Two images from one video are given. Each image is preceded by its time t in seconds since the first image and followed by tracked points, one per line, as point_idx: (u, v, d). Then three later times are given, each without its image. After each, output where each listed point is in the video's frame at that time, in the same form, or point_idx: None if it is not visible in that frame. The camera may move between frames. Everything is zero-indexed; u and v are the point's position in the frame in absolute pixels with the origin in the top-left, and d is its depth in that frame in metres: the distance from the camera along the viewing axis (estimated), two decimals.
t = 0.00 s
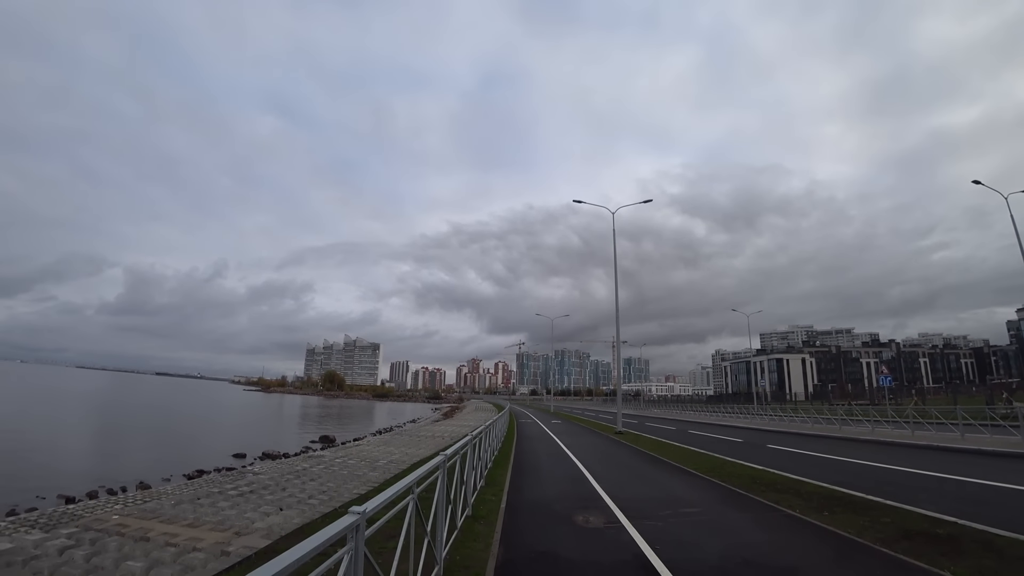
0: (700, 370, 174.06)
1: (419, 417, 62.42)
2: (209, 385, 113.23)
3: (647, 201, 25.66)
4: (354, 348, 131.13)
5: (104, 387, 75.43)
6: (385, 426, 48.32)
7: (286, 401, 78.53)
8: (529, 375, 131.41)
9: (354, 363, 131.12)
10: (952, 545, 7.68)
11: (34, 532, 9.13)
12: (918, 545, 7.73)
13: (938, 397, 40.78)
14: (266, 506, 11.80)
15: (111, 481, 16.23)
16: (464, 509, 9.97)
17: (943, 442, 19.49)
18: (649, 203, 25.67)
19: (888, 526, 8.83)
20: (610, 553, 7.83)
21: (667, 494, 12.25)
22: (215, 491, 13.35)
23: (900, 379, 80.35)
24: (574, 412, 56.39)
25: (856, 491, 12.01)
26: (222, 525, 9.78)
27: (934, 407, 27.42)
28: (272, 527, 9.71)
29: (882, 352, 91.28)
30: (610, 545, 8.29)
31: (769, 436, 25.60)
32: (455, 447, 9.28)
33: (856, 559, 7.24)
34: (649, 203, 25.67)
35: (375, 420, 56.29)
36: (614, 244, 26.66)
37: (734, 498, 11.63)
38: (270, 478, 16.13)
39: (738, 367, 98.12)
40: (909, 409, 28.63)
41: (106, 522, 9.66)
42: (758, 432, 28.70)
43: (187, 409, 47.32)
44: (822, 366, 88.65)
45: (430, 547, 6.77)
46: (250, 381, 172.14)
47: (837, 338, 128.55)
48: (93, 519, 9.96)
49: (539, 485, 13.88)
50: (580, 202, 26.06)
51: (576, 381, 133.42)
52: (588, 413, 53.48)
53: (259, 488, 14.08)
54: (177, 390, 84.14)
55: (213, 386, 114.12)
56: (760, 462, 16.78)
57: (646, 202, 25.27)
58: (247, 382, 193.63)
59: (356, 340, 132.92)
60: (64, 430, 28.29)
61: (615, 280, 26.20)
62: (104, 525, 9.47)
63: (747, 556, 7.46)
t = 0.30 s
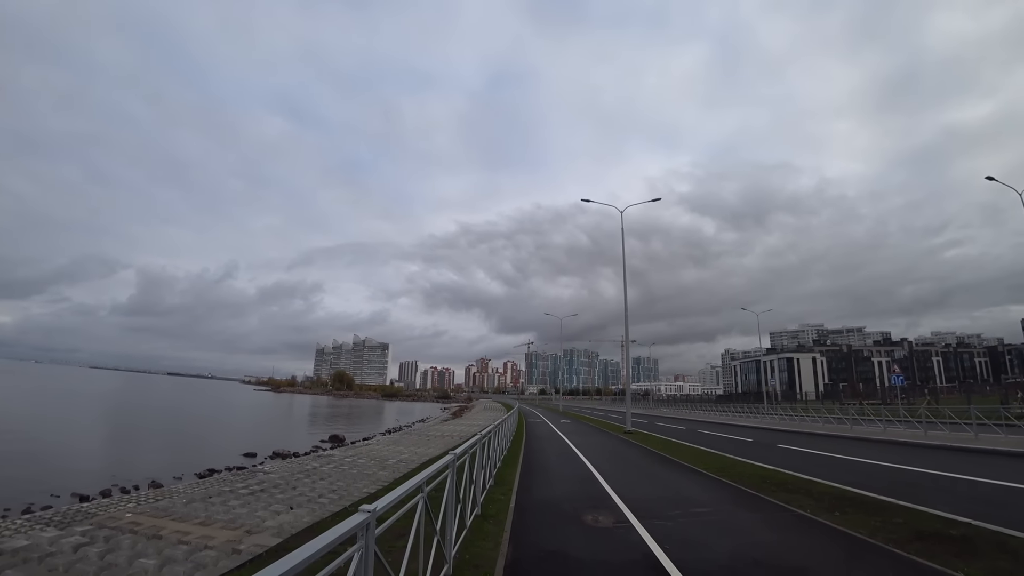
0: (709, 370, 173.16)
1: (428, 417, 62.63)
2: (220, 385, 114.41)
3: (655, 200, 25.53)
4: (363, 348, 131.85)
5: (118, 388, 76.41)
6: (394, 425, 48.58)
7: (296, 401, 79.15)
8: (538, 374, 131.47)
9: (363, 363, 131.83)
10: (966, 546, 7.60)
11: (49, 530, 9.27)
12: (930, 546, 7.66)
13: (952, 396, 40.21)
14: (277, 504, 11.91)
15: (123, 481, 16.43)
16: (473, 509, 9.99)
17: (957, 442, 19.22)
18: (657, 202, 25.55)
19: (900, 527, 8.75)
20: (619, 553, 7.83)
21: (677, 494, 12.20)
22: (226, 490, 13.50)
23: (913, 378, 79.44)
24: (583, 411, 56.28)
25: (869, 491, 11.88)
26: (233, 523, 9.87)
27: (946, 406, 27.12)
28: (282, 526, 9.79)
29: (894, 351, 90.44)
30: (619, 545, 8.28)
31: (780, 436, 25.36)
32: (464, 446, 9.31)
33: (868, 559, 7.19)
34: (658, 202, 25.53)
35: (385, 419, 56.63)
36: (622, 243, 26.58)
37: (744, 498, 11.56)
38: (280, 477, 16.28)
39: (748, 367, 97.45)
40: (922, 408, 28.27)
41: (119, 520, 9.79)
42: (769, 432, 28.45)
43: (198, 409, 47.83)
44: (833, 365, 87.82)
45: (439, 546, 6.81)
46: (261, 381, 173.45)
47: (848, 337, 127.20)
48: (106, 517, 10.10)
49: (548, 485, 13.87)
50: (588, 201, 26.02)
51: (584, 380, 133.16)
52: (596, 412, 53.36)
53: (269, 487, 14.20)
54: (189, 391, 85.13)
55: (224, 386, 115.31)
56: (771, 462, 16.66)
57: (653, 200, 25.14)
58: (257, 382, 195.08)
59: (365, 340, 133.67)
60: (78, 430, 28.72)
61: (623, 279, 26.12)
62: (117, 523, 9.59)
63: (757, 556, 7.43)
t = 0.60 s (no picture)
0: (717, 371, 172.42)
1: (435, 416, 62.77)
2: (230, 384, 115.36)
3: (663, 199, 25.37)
4: (370, 347, 132.29)
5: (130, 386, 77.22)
6: (401, 424, 48.71)
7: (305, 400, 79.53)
8: (545, 375, 131.50)
9: (371, 362, 132.37)
10: (976, 551, 7.49)
11: (60, 525, 9.40)
12: (939, 551, 7.57)
13: (963, 399, 39.80)
14: (284, 502, 11.98)
15: (133, 478, 16.65)
16: (480, 508, 9.99)
17: (968, 446, 19.00)
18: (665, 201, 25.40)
19: (909, 531, 8.65)
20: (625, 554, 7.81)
21: (683, 495, 12.15)
22: (234, 487, 13.64)
23: (923, 380, 78.67)
24: (590, 412, 56.17)
25: (878, 494, 11.76)
26: (241, 520, 9.96)
27: (957, 409, 26.81)
28: (289, 523, 9.87)
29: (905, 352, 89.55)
30: (625, 545, 8.27)
31: (788, 438, 25.17)
32: (471, 446, 9.32)
33: (875, 563, 7.13)
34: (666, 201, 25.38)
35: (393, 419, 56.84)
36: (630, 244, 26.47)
37: (751, 500, 11.48)
38: (287, 475, 16.41)
39: (756, 368, 96.84)
40: (932, 411, 27.99)
41: (129, 516, 9.91)
42: (777, 433, 28.27)
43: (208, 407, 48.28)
44: (842, 366, 87.06)
45: (445, 545, 6.83)
46: (271, 380, 174.60)
47: (858, 338, 126.11)
48: (116, 513, 10.21)
49: (555, 485, 13.86)
50: (596, 202, 25.94)
51: (591, 380, 132.89)
52: (603, 413, 53.28)
53: (277, 485, 14.31)
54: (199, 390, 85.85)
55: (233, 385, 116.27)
56: (779, 464, 16.53)
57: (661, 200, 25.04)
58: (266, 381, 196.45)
59: (373, 339, 134.16)
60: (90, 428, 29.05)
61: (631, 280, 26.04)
62: (127, 519, 9.71)
63: (764, 558, 7.39)
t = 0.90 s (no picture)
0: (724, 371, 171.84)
1: (441, 417, 62.90)
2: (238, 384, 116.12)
3: (671, 198, 25.28)
4: (377, 348, 132.70)
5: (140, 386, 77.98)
6: (408, 424, 48.85)
7: (312, 400, 79.90)
8: (552, 375, 131.39)
9: (378, 362, 132.83)
10: (986, 554, 7.40)
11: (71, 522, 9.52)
12: (950, 554, 7.49)
13: (974, 401, 39.39)
14: (292, 501, 12.06)
15: (143, 477, 16.86)
16: (486, 508, 10.03)
17: (978, 448, 18.81)
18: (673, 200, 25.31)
19: (918, 533, 8.57)
20: (632, 554, 7.81)
21: (690, 496, 12.09)
22: (242, 486, 13.74)
23: (933, 381, 77.81)
24: (597, 412, 56.07)
25: (886, 496, 11.68)
26: (249, 519, 10.04)
27: (968, 411, 26.53)
28: (297, 522, 9.94)
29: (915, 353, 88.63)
30: (632, 546, 8.27)
31: (796, 439, 25.06)
32: (478, 446, 9.34)
33: (883, 566, 7.07)
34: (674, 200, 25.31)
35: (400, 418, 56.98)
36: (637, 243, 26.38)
37: (759, 502, 11.41)
38: (295, 474, 16.51)
39: (764, 369, 96.28)
40: (941, 412, 27.74)
41: (138, 514, 10.01)
42: (785, 434, 28.12)
43: (216, 407, 48.67)
44: (851, 367, 86.32)
45: (452, 544, 6.85)
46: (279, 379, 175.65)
47: (867, 339, 125.07)
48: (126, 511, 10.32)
49: (561, 485, 13.87)
50: (603, 202, 25.82)
51: (598, 381, 132.59)
52: (609, 413, 53.16)
53: (285, 484, 14.41)
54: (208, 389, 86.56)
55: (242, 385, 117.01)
56: (787, 465, 16.42)
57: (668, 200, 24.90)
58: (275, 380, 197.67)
59: (380, 339, 134.56)
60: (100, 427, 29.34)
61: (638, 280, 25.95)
62: (136, 517, 9.80)
63: (771, 560, 7.36)
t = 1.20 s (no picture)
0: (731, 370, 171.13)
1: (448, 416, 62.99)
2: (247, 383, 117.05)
3: (678, 197, 25.13)
4: (384, 347, 133.06)
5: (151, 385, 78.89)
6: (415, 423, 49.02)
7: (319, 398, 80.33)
8: (558, 374, 131.20)
9: (385, 361, 133.27)
10: (997, 557, 7.30)
11: (80, 519, 9.63)
12: (961, 556, 7.40)
13: (984, 401, 38.95)
14: (300, 499, 12.13)
15: (151, 474, 17.04)
16: (493, 506, 10.04)
17: (989, 449, 18.58)
18: (680, 199, 25.14)
19: (928, 535, 8.48)
20: (638, 554, 7.79)
21: (697, 496, 12.03)
22: (250, 484, 13.86)
23: (943, 381, 77.04)
24: (603, 411, 55.97)
25: (896, 498, 11.54)
26: (257, 516, 10.11)
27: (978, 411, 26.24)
28: (304, 520, 9.99)
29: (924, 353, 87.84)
30: (638, 546, 8.25)
31: (805, 439, 24.88)
32: (484, 444, 9.35)
33: (892, 568, 6.97)
34: (680, 200, 25.15)
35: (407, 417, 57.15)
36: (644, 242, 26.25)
37: (766, 502, 11.34)
38: (302, 472, 16.62)
39: (772, 368, 95.76)
40: (952, 413, 27.40)
41: (147, 511, 10.11)
42: (792, 435, 27.93)
43: (224, 406, 49.07)
44: (860, 367, 85.58)
45: (458, 543, 6.86)
46: (287, 378, 176.68)
47: (876, 339, 124.02)
48: (135, 508, 10.43)
49: (567, 485, 13.84)
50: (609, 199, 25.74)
51: (605, 380, 132.37)
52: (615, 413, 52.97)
53: (292, 482, 14.50)
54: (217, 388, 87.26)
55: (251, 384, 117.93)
56: (795, 466, 16.29)
57: (676, 199, 24.82)
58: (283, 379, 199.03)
59: (387, 339, 134.92)
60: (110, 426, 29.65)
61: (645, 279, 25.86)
62: (145, 514, 9.89)
63: (779, 561, 7.31)
